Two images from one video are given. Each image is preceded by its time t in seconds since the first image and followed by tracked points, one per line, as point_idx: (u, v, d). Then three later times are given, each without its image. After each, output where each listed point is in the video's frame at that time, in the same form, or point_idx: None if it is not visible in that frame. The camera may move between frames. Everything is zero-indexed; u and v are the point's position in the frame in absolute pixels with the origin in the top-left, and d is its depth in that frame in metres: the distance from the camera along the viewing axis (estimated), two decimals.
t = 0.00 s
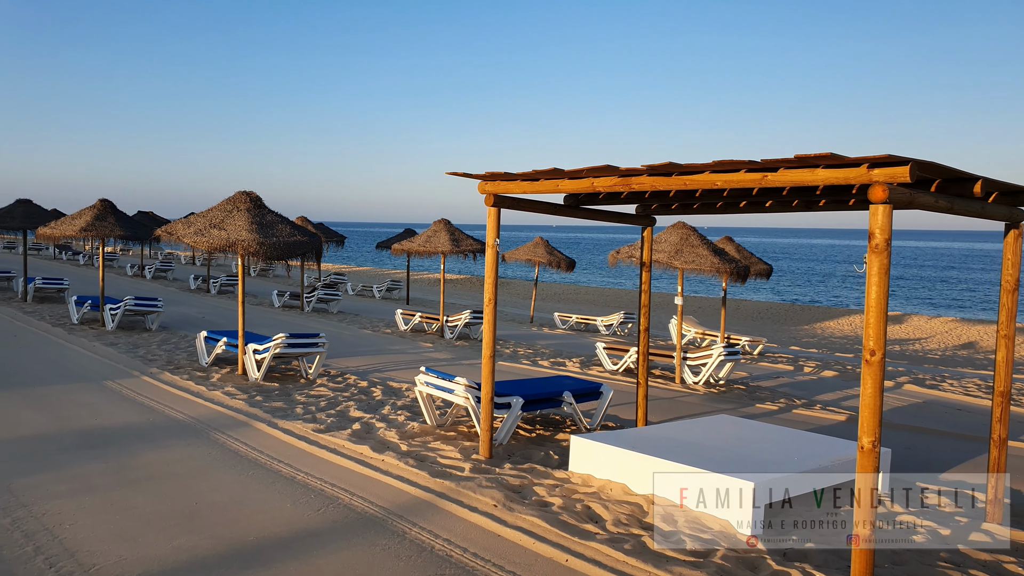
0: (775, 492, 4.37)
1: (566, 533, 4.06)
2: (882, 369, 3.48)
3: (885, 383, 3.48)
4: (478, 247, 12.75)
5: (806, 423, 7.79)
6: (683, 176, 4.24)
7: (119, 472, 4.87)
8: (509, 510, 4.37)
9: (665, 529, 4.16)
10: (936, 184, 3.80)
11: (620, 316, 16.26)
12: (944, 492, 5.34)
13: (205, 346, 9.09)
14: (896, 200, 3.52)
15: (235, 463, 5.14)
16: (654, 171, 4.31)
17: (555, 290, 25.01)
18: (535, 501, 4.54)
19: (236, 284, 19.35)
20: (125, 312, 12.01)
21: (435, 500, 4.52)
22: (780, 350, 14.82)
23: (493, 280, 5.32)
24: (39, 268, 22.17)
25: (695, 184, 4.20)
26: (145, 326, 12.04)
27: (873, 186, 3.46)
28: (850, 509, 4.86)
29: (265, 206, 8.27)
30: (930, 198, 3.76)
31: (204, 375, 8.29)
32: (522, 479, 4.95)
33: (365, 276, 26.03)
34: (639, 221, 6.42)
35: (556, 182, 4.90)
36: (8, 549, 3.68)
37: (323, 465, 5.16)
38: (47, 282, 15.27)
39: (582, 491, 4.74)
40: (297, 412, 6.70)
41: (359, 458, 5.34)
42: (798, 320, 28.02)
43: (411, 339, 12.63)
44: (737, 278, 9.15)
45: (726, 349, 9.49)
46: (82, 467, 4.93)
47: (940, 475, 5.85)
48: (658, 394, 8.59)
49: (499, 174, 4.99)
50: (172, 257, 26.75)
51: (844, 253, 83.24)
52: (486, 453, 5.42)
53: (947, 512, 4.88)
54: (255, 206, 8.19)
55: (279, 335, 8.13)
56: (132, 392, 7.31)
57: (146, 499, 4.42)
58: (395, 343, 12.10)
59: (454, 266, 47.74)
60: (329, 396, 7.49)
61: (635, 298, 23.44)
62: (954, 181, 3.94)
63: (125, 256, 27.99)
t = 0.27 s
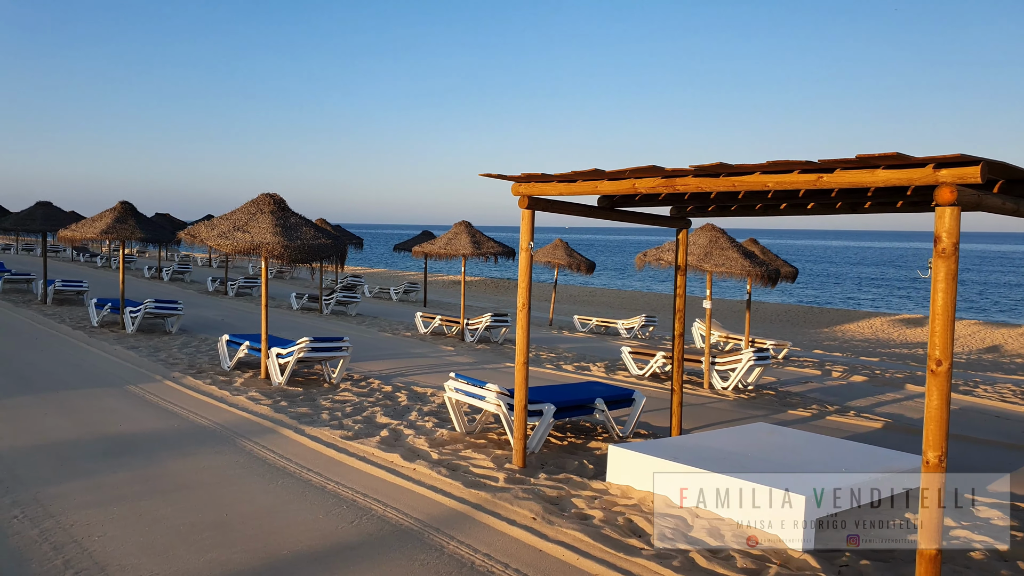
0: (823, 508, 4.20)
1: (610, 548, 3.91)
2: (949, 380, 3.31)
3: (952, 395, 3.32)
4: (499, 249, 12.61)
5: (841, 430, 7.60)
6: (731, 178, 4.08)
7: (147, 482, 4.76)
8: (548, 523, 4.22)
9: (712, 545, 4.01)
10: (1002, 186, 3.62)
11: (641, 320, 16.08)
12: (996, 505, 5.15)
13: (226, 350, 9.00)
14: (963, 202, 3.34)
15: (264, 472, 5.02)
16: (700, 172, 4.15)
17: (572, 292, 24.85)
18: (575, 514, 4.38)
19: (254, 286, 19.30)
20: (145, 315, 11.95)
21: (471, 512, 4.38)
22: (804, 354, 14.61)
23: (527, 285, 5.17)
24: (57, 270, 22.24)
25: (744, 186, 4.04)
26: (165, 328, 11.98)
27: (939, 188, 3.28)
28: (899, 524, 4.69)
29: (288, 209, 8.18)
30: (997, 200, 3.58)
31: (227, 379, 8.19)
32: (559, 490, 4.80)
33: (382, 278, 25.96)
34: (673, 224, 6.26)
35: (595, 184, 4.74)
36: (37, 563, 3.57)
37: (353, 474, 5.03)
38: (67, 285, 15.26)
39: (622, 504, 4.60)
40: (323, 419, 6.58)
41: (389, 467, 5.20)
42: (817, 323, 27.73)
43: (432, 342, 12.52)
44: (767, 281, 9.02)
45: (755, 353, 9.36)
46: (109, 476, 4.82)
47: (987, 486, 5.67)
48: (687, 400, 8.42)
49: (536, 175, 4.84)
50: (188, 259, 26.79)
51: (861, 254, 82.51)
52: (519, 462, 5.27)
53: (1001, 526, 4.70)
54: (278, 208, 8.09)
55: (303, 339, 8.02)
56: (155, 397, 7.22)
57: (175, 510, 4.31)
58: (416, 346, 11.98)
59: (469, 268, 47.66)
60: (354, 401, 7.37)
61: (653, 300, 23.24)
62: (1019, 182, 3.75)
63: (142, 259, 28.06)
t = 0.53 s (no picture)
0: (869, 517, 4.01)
1: (648, 557, 3.75)
2: (1010, 383, 3.15)
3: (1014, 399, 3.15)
4: (514, 249, 12.48)
5: (870, 434, 7.43)
6: (775, 172, 3.92)
7: (165, 486, 4.63)
8: (581, 531, 4.06)
9: (754, 556, 3.84)
10: None
11: (656, 321, 15.91)
12: None
13: (241, 351, 8.88)
14: None
15: (285, 476, 4.88)
16: (741, 166, 3.98)
17: (583, 293, 24.72)
18: (608, 522, 4.23)
19: (265, 287, 19.22)
20: (157, 315, 11.85)
21: (500, 520, 4.22)
22: (822, 356, 14.43)
23: (555, 283, 5.01)
24: (68, 270, 22.22)
25: (788, 180, 3.87)
26: (177, 329, 11.88)
27: (1001, 181, 3.11)
28: (944, 533, 4.51)
29: (304, 208, 8.06)
30: None
31: (242, 381, 8.06)
32: (590, 496, 4.65)
33: (392, 279, 25.85)
34: (702, 221, 6.09)
35: (628, 179, 4.58)
36: (54, 572, 3.43)
37: (376, 479, 4.89)
38: (78, 285, 15.19)
39: (656, 511, 4.44)
40: (342, 421, 6.44)
41: (413, 471, 5.05)
42: (830, 324, 27.54)
43: (447, 343, 12.40)
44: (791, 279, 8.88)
45: (779, 355, 9.19)
46: (126, 481, 4.69)
47: None
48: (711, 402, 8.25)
49: (567, 169, 4.68)
50: (198, 260, 26.76)
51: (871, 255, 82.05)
52: (547, 467, 5.11)
53: None
54: (294, 206, 7.97)
55: (319, 340, 7.91)
56: (171, 399, 7.09)
57: (196, 515, 4.18)
58: (431, 347, 11.86)
59: (478, 269, 47.59)
60: (372, 403, 7.24)
61: (667, 301, 23.11)
62: None
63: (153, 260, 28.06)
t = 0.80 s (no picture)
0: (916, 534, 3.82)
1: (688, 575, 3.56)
2: None
3: None
4: (526, 250, 12.30)
5: (897, 440, 7.25)
6: (821, 169, 3.73)
7: (179, 496, 4.46)
8: (615, 547, 3.88)
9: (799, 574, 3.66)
10: None
11: (667, 322, 15.73)
12: None
13: (251, 353, 8.70)
14: None
15: (301, 486, 4.71)
16: (785, 164, 3.79)
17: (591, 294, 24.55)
18: (642, 537, 4.04)
19: (272, 287, 19.07)
20: (164, 317, 11.69)
21: (529, 533, 4.04)
22: (837, 359, 14.25)
23: (583, 285, 4.83)
24: (74, 271, 22.09)
25: (836, 179, 3.68)
26: (185, 330, 11.72)
27: None
28: (991, 547, 4.33)
29: (317, 208, 7.89)
30: None
31: (253, 384, 7.89)
32: (621, 508, 4.46)
33: (398, 279, 25.68)
34: (730, 221, 5.91)
35: (661, 177, 4.39)
36: None
37: (396, 489, 4.71)
38: (84, 285, 15.03)
39: (690, 524, 4.25)
40: (357, 427, 6.27)
41: (433, 480, 4.87)
42: (839, 325, 27.35)
43: (457, 345, 12.23)
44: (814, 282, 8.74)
45: (800, 358, 9.01)
46: (138, 491, 4.52)
47: None
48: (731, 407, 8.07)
49: (596, 167, 4.50)
50: (204, 260, 26.62)
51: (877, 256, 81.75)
52: (572, 477, 4.93)
53: None
54: (307, 206, 7.81)
55: (332, 343, 7.75)
56: (181, 403, 6.92)
57: (212, 528, 4.01)
58: (442, 349, 11.69)
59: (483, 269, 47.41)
60: (386, 408, 7.06)
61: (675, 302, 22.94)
62: None
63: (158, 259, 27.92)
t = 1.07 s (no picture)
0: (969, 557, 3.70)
1: None
2: None
3: None
4: (538, 253, 12.13)
5: (925, 448, 7.08)
6: (870, 173, 3.56)
7: (196, 511, 4.31)
8: (653, 566, 3.72)
9: None
10: None
11: (679, 325, 15.53)
12: None
13: (262, 359, 8.55)
14: None
15: (322, 500, 4.56)
16: (831, 167, 3.62)
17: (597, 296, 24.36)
18: (680, 555, 3.89)
19: (278, 290, 18.90)
20: (172, 321, 11.53)
21: (562, 552, 3.88)
22: (851, 362, 14.07)
23: (612, 292, 4.67)
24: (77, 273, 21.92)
25: (886, 183, 3.51)
26: (193, 335, 11.56)
27: None
28: None
29: (330, 211, 7.74)
30: None
31: (265, 391, 7.74)
32: (654, 524, 4.30)
33: (404, 281, 25.49)
34: (758, 225, 5.73)
35: (696, 180, 4.23)
36: None
37: (420, 504, 4.55)
38: (89, 289, 14.87)
39: (728, 542, 4.11)
40: (374, 436, 6.12)
41: (457, 493, 4.72)
42: (847, 327, 27.15)
43: (468, 349, 12.07)
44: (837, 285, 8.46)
45: (821, 363, 8.84)
46: (154, 505, 4.37)
47: None
48: (753, 414, 7.90)
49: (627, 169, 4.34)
50: (208, 262, 26.44)
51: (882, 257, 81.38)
52: (601, 490, 4.77)
53: None
54: (319, 210, 7.66)
55: (346, 349, 7.61)
56: (192, 411, 6.77)
57: (233, 546, 3.85)
58: (453, 353, 11.53)
59: (487, 270, 47.22)
60: (402, 416, 6.91)
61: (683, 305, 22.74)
62: None
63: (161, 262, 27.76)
